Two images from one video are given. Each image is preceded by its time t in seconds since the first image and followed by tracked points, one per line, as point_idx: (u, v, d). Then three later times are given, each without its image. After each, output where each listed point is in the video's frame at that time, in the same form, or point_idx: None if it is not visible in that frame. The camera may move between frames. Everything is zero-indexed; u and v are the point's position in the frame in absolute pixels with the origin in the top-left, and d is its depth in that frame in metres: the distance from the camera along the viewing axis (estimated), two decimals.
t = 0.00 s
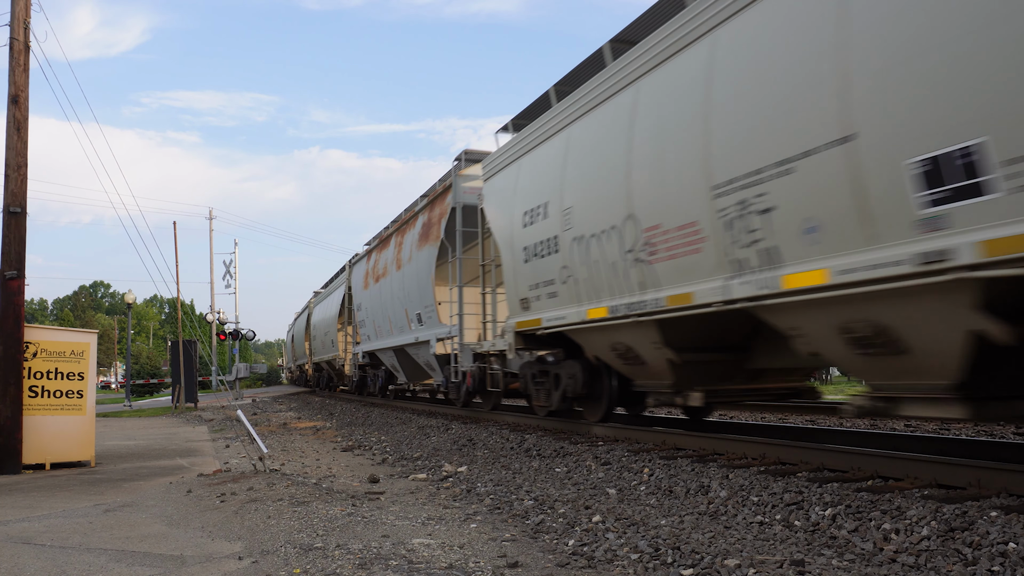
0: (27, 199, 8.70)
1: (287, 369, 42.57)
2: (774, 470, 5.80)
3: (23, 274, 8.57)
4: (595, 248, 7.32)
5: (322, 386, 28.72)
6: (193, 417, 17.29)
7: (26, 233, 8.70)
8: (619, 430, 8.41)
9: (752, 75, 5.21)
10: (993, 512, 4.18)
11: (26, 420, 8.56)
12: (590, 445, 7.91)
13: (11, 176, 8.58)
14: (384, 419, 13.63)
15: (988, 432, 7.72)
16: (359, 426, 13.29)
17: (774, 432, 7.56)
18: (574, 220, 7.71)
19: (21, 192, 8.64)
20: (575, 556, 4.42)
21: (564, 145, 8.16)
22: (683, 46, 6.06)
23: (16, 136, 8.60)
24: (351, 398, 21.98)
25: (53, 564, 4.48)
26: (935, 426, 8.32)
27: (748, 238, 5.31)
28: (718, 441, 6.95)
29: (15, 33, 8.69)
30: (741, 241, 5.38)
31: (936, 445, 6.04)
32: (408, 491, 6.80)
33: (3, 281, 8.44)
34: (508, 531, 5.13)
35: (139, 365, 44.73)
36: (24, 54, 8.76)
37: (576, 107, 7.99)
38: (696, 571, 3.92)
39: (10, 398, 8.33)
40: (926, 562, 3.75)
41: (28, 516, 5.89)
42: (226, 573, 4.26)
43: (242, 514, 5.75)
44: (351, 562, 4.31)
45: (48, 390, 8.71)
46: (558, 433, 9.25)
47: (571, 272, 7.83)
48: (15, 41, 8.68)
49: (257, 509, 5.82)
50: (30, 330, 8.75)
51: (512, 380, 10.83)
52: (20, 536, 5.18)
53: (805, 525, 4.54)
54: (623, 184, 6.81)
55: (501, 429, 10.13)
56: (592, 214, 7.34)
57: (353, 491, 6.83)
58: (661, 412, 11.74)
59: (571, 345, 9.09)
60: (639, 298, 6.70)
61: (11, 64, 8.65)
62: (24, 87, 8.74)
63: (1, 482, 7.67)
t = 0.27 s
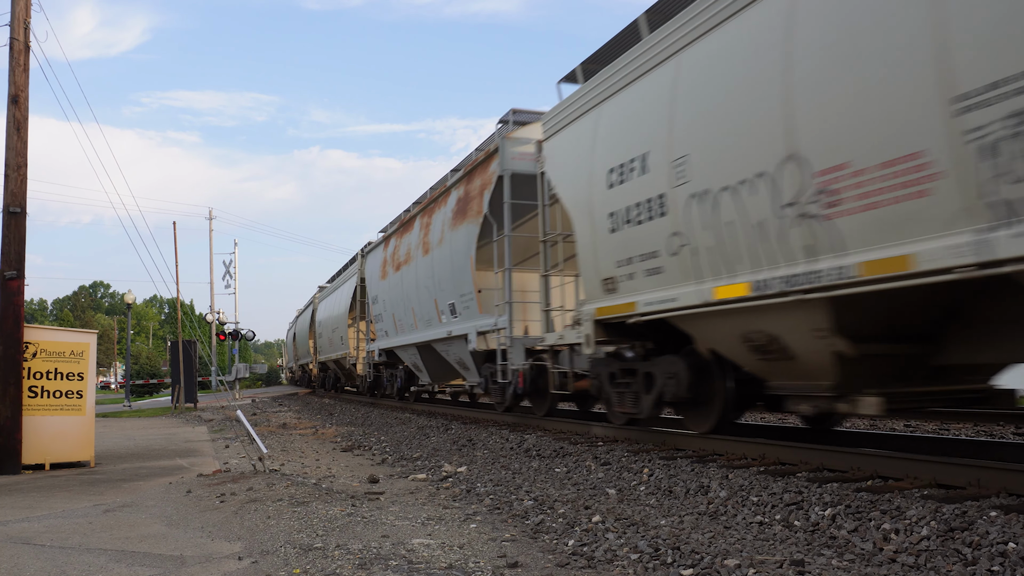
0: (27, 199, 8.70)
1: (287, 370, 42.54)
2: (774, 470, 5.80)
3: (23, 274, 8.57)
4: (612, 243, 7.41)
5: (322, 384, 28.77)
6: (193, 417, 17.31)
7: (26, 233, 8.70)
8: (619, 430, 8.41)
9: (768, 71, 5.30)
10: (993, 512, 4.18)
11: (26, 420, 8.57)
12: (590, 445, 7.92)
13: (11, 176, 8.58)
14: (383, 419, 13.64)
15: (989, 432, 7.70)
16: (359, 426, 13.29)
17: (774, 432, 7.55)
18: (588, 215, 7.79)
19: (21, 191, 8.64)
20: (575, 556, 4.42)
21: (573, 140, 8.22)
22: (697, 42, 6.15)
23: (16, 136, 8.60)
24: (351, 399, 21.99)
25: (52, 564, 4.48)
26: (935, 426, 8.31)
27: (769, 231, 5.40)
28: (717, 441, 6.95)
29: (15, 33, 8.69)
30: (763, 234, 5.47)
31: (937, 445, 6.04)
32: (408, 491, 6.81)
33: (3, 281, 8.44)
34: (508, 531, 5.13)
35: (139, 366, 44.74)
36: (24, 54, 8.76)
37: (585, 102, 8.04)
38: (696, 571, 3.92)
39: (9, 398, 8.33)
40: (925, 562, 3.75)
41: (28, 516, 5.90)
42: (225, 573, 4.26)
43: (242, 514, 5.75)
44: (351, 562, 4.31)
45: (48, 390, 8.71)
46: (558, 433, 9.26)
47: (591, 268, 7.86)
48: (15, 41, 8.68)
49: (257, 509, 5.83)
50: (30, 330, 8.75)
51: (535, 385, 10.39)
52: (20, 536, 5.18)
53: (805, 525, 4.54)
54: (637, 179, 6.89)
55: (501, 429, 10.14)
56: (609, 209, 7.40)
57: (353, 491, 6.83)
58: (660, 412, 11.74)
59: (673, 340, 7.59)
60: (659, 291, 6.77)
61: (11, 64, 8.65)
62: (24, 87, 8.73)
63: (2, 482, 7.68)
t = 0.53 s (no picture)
0: (27, 199, 8.70)
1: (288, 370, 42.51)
2: (774, 470, 5.80)
3: (23, 274, 8.57)
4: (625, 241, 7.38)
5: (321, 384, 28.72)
6: (193, 417, 17.30)
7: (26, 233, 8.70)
8: (619, 430, 8.41)
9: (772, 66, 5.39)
10: (993, 512, 4.18)
11: (26, 420, 8.56)
12: (590, 445, 7.91)
13: (11, 176, 8.58)
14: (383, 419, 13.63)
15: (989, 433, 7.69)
16: (359, 426, 13.29)
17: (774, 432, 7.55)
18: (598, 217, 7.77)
19: (21, 191, 8.64)
20: (575, 556, 4.42)
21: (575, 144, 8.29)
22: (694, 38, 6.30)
23: (16, 136, 8.60)
24: (351, 399, 21.98)
25: (52, 564, 4.48)
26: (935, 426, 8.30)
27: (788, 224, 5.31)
28: (718, 441, 6.95)
29: (15, 33, 8.69)
30: (771, 230, 5.51)
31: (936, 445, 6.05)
32: (408, 491, 6.80)
33: (3, 281, 8.44)
34: (508, 531, 5.13)
35: (139, 366, 44.74)
36: (24, 54, 8.76)
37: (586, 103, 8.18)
38: (696, 571, 3.92)
39: (9, 398, 8.32)
40: (926, 562, 3.75)
41: (28, 516, 5.89)
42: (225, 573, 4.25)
43: (242, 514, 5.74)
44: (351, 562, 4.31)
45: (48, 390, 8.71)
46: (558, 433, 9.25)
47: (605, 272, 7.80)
48: (15, 41, 8.68)
49: (257, 509, 5.82)
50: (30, 330, 8.75)
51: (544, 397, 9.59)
52: (20, 536, 5.18)
53: (805, 525, 4.54)
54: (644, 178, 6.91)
55: (501, 429, 10.12)
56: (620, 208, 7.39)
57: (353, 491, 6.82)
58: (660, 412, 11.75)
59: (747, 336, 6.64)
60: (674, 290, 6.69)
61: (11, 64, 8.65)
62: (24, 88, 8.74)
63: (1, 482, 7.67)
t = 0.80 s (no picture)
0: (27, 199, 8.70)
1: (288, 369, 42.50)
2: (774, 470, 5.80)
3: (23, 274, 8.57)
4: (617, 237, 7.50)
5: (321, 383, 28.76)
6: (193, 417, 17.30)
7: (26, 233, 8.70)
8: (619, 430, 8.40)
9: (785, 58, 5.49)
10: (993, 512, 4.18)
11: (26, 420, 8.56)
12: (590, 445, 7.91)
13: (11, 176, 8.58)
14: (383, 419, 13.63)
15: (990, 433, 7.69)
16: (359, 426, 13.29)
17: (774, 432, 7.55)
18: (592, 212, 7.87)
19: (21, 191, 8.63)
20: (575, 556, 4.42)
21: (568, 143, 8.42)
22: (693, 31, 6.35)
23: (16, 136, 8.60)
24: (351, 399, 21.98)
25: (52, 564, 4.48)
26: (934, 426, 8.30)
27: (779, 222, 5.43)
28: (718, 441, 6.94)
29: (16, 33, 8.69)
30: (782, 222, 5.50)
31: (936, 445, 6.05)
32: (408, 491, 6.80)
33: (3, 281, 8.44)
34: (508, 531, 5.12)
35: (139, 365, 44.76)
36: (24, 54, 8.76)
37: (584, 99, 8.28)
38: (696, 571, 3.92)
39: (9, 398, 8.32)
40: (926, 562, 3.75)
41: (28, 516, 5.89)
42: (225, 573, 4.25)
43: (242, 514, 5.74)
44: (351, 562, 4.31)
45: (48, 390, 8.70)
46: (558, 433, 9.25)
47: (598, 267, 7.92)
48: (15, 41, 8.68)
49: (257, 509, 5.82)
50: (30, 330, 8.75)
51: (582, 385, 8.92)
52: (20, 537, 5.18)
53: (805, 525, 4.53)
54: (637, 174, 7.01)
55: (501, 429, 10.12)
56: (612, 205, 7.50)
57: (353, 491, 6.82)
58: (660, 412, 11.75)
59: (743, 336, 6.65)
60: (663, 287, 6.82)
61: (11, 64, 8.65)
62: (24, 88, 8.74)
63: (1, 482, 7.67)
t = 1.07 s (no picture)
0: (27, 198, 8.70)
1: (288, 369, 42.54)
2: (774, 470, 5.80)
3: (23, 274, 8.57)
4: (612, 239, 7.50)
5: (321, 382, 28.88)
6: (193, 417, 17.31)
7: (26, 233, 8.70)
8: (618, 430, 8.41)
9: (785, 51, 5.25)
10: (993, 512, 4.18)
11: (26, 420, 8.56)
12: (590, 445, 7.91)
13: (11, 176, 8.58)
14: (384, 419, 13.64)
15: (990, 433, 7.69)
16: (359, 426, 13.30)
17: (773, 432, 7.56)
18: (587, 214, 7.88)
19: (21, 191, 8.63)
20: (575, 556, 4.42)
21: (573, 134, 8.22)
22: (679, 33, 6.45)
23: (16, 136, 8.60)
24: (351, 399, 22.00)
25: (52, 564, 4.48)
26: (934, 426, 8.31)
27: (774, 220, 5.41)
28: (717, 441, 6.95)
29: (16, 33, 8.69)
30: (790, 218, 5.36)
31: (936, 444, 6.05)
32: (408, 491, 6.80)
33: (4, 281, 8.44)
34: (508, 531, 5.12)
35: (140, 365, 44.80)
36: (24, 54, 8.76)
37: (575, 103, 8.38)
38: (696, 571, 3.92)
39: (10, 398, 8.32)
40: (925, 562, 3.75)
41: (28, 516, 5.89)
42: (225, 573, 4.25)
43: (242, 514, 5.75)
44: (351, 562, 4.31)
45: (48, 390, 8.71)
46: (558, 433, 9.25)
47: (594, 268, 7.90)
48: (15, 42, 8.68)
49: (257, 509, 5.82)
50: (30, 330, 8.75)
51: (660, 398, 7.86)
52: (20, 537, 5.18)
53: (805, 525, 4.53)
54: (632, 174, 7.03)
55: (501, 429, 10.12)
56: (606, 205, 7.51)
57: (353, 491, 6.83)
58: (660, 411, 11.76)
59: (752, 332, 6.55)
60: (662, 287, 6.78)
61: (11, 64, 8.65)
62: (24, 88, 8.74)
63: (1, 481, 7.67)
